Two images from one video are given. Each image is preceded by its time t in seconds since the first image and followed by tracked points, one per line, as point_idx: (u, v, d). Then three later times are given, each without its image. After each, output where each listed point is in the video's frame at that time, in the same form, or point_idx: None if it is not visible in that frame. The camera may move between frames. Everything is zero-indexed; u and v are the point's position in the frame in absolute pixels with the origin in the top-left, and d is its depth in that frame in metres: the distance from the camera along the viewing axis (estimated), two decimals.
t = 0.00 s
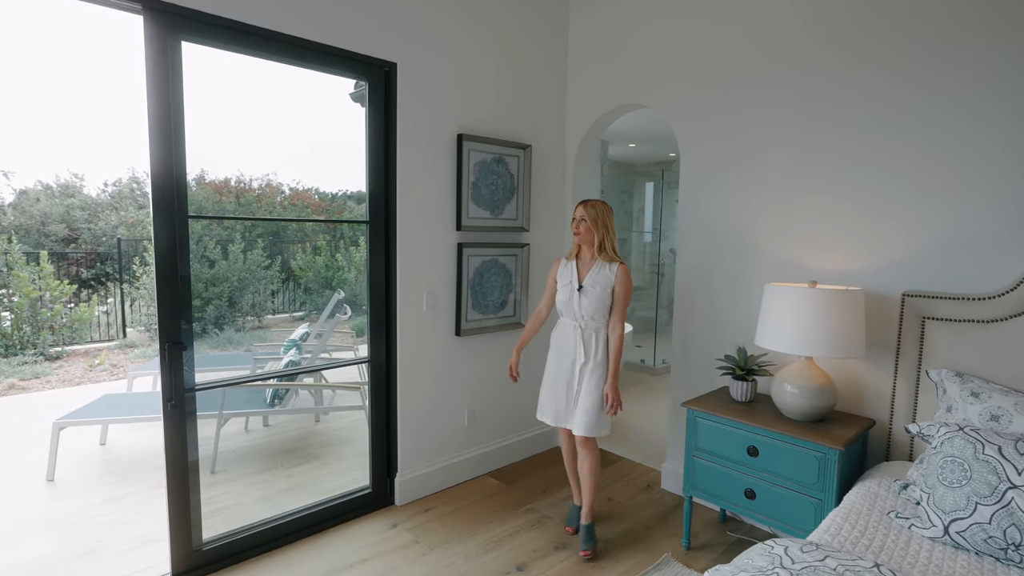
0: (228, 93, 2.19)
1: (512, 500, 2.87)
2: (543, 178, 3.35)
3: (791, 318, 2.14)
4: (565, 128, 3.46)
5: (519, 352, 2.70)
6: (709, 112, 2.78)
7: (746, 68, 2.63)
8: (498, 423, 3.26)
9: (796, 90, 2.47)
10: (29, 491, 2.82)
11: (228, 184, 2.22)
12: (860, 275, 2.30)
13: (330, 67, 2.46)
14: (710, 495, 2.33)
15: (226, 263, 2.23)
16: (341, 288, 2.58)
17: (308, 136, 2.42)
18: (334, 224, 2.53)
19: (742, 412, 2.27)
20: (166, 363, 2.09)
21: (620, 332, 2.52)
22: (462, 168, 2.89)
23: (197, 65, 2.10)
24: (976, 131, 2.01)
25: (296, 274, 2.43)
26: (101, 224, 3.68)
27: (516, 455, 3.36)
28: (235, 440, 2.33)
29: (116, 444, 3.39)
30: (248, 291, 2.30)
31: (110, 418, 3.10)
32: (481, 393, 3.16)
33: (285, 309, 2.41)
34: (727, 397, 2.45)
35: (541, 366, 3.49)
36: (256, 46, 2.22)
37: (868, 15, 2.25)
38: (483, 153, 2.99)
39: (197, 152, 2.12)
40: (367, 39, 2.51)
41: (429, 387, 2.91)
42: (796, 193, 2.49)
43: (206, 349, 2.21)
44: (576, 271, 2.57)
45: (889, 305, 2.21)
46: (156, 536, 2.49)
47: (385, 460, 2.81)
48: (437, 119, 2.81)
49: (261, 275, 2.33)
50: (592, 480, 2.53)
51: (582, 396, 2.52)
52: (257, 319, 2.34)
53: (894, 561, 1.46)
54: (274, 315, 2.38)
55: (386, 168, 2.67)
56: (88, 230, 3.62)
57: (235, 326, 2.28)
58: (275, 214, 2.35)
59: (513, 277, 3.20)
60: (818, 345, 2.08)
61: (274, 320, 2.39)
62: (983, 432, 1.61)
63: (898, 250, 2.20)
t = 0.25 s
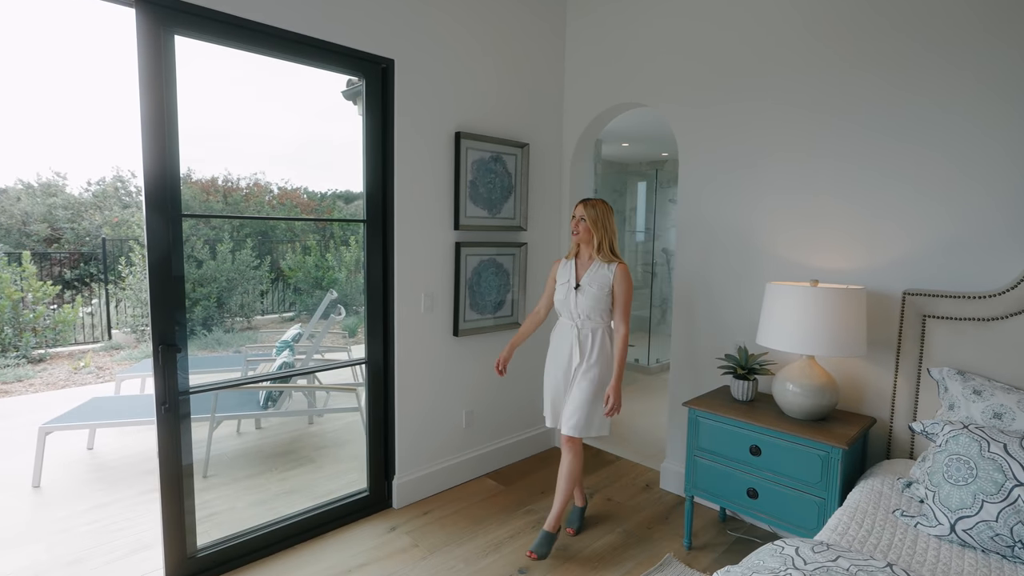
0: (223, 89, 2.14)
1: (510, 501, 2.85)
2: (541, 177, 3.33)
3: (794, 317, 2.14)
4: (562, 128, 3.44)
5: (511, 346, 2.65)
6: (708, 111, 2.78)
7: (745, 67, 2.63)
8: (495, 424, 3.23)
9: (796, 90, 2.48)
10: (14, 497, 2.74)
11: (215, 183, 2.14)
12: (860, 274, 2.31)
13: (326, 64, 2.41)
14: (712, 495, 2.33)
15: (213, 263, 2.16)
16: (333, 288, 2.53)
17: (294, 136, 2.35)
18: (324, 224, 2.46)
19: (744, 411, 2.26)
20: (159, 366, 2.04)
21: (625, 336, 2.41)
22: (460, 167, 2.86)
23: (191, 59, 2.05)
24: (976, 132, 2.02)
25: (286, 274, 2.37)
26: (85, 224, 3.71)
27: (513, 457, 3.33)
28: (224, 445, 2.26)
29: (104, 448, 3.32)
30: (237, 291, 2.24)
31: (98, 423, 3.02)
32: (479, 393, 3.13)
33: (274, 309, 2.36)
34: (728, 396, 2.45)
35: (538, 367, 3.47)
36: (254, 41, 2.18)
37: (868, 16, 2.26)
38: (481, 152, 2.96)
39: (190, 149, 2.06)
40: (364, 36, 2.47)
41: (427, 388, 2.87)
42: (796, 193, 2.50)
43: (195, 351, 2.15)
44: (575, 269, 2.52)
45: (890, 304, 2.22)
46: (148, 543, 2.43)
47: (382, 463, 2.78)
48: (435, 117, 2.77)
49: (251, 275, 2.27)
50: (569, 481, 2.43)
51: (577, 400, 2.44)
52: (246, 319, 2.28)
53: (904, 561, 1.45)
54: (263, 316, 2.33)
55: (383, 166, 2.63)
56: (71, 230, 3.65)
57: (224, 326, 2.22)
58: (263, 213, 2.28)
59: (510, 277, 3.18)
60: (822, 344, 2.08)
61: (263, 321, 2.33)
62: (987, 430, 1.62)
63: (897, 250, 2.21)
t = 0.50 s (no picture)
0: (212, 87, 2.11)
1: (504, 501, 2.84)
2: (534, 177, 3.34)
3: (787, 316, 2.16)
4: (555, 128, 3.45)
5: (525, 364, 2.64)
6: (700, 112, 2.80)
7: (737, 69, 2.66)
8: (489, 424, 3.23)
9: (789, 92, 2.50)
10: None
11: (201, 182, 2.11)
12: (850, 273, 2.35)
13: (319, 62, 2.39)
14: (704, 492, 2.35)
15: (199, 264, 2.13)
16: (322, 289, 2.51)
17: (282, 134, 2.32)
18: (312, 224, 2.44)
19: (737, 409, 2.28)
20: (149, 368, 2.01)
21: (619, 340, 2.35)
22: (453, 166, 2.85)
23: (183, 57, 2.03)
24: (967, 133, 2.06)
25: (274, 274, 2.34)
26: (66, 224, 3.57)
27: (507, 456, 3.33)
28: (214, 447, 2.23)
29: (89, 452, 3.25)
30: (223, 292, 2.21)
31: (82, 426, 2.96)
32: (473, 394, 3.12)
33: (262, 310, 2.33)
34: (721, 395, 2.46)
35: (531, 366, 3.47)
36: (245, 38, 2.16)
37: (862, 20, 2.29)
38: (474, 151, 2.95)
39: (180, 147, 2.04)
40: (357, 34, 2.46)
41: (420, 388, 2.86)
42: (787, 193, 2.52)
43: (184, 353, 2.12)
44: (564, 271, 2.44)
45: (880, 303, 2.25)
46: (137, 548, 2.39)
47: (376, 464, 2.76)
48: (428, 116, 2.76)
49: (238, 276, 2.24)
50: (562, 489, 2.34)
51: (569, 409, 2.36)
52: (233, 320, 2.24)
53: (898, 555, 1.48)
54: (250, 316, 2.29)
55: (375, 165, 2.61)
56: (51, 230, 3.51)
57: (211, 328, 2.18)
58: (250, 212, 2.25)
59: (503, 276, 3.17)
60: (814, 342, 2.10)
61: (251, 321, 2.30)
62: (977, 427, 1.65)
63: (886, 250, 2.25)
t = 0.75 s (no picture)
0: (200, 86, 2.09)
1: (498, 502, 2.85)
2: (526, 177, 3.34)
3: (779, 316, 2.17)
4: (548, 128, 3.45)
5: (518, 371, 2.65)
6: (691, 113, 2.82)
7: (729, 70, 2.68)
8: (482, 424, 3.23)
9: (779, 92, 2.53)
10: None
11: (189, 182, 2.09)
12: (839, 273, 2.37)
13: (308, 61, 2.38)
14: (696, 491, 2.37)
15: (188, 265, 2.11)
16: (313, 290, 2.49)
17: (269, 134, 2.30)
18: (302, 224, 2.43)
19: (728, 408, 2.30)
20: (139, 371, 1.99)
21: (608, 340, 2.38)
22: (446, 166, 2.85)
23: (171, 55, 2.01)
24: (953, 132, 2.09)
25: (264, 275, 2.33)
26: (51, 224, 3.40)
27: (500, 457, 3.33)
28: (205, 450, 2.22)
29: (77, 456, 3.21)
30: (212, 293, 2.19)
31: (70, 429, 2.93)
32: (466, 394, 3.12)
33: (251, 311, 2.31)
34: (713, 394, 2.48)
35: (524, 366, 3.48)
36: (233, 37, 2.13)
37: (851, 21, 2.32)
38: (466, 152, 2.95)
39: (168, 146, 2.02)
40: (348, 34, 2.45)
41: (413, 389, 2.86)
42: (778, 193, 2.55)
43: (173, 355, 2.10)
44: (547, 274, 2.38)
45: (868, 302, 2.28)
46: (127, 553, 2.36)
47: (369, 465, 2.75)
48: (420, 116, 2.76)
49: (228, 277, 2.22)
50: (557, 499, 2.28)
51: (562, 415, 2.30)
52: (222, 321, 2.23)
53: (887, 551, 1.50)
54: (240, 318, 2.28)
55: (368, 165, 2.61)
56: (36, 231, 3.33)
57: (200, 330, 2.17)
58: (240, 213, 2.24)
59: (496, 277, 3.18)
60: (806, 342, 2.12)
61: (240, 323, 2.28)
62: (963, 424, 1.67)
63: (874, 250, 2.28)
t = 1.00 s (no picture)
0: (193, 84, 2.08)
1: (492, 502, 2.85)
2: (520, 177, 3.34)
3: (773, 315, 2.18)
4: (542, 128, 3.45)
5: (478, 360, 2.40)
6: (685, 114, 2.82)
7: (723, 70, 2.69)
8: (476, 424, 3.22)
9: (772, 93, 2.54)
10: None
11: (184, 182, 2.08)
12: (832, 273, 2.39)
13: (302, 61, 2.37)
14: (690, 490, 2.38)
15: (182, 265, 2.10)
16: (307, 290, 2.48)
17: (263, 134, 2.29)
18: (296, 224, 2.42)
19: (722, 407, 2.31)
20: (131, 371, 1.98)
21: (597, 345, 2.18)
22: (440, 166, 2.85)
23: (163, 53, 1.99)
24: (944, 134, 2.11)
25: (259, 276, 2.32)
26: (43, 225, 3.33)
27: (494, 457, 3.33)
28: (199, 451, 2.21)
29: (68, 457, 3.19)
30: (206, 294, 2.18)
31: (61, 430, 2.91)
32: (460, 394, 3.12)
33: (245, 312, 2.30)
34: (707, 393, 2.49)
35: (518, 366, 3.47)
36: (225, 35, 2.12)
37: (844, 23, 2.33)
38: (461, 151, 2.95)
39: (160, 144, 2.00)
40: (343, 33, 2.44)
41: (407, 389, 2.85)
42: (771, 194, 2.56)
43: (167, 355, 2.09)
44: (527, 270, 2.24)
45: (860, 302, 2.29)
46: (118, 554, 2.34)
47: (363, 465, 2.74)
48: (414, 116, 2.75)
49: (222, 278, 2.21)
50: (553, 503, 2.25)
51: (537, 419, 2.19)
52: (216, 322, 2.21)
53: (879, 549, 1.50)
54: (234, 318, 2.27)
55: (362, 164, 2.60)
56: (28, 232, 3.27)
57: (193, 330, 2.16)
58: (233, 213, 2.23)
59: (490, 276, 3.17)
60: (798, 340, 2.13)
61: (234, 323, 2.27)
62: (955, 422, 1.68)
63: (865, 250, 2.30)
